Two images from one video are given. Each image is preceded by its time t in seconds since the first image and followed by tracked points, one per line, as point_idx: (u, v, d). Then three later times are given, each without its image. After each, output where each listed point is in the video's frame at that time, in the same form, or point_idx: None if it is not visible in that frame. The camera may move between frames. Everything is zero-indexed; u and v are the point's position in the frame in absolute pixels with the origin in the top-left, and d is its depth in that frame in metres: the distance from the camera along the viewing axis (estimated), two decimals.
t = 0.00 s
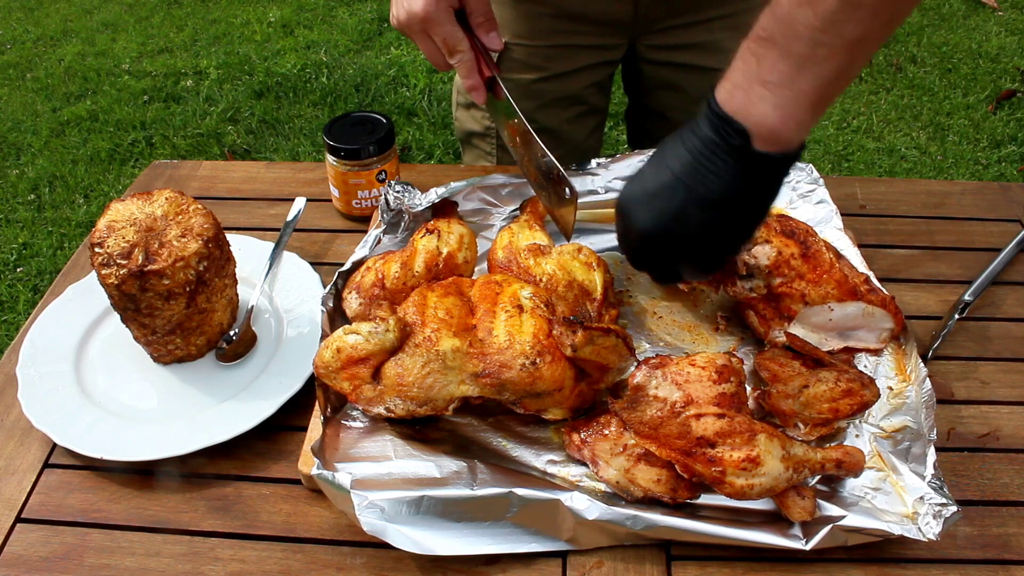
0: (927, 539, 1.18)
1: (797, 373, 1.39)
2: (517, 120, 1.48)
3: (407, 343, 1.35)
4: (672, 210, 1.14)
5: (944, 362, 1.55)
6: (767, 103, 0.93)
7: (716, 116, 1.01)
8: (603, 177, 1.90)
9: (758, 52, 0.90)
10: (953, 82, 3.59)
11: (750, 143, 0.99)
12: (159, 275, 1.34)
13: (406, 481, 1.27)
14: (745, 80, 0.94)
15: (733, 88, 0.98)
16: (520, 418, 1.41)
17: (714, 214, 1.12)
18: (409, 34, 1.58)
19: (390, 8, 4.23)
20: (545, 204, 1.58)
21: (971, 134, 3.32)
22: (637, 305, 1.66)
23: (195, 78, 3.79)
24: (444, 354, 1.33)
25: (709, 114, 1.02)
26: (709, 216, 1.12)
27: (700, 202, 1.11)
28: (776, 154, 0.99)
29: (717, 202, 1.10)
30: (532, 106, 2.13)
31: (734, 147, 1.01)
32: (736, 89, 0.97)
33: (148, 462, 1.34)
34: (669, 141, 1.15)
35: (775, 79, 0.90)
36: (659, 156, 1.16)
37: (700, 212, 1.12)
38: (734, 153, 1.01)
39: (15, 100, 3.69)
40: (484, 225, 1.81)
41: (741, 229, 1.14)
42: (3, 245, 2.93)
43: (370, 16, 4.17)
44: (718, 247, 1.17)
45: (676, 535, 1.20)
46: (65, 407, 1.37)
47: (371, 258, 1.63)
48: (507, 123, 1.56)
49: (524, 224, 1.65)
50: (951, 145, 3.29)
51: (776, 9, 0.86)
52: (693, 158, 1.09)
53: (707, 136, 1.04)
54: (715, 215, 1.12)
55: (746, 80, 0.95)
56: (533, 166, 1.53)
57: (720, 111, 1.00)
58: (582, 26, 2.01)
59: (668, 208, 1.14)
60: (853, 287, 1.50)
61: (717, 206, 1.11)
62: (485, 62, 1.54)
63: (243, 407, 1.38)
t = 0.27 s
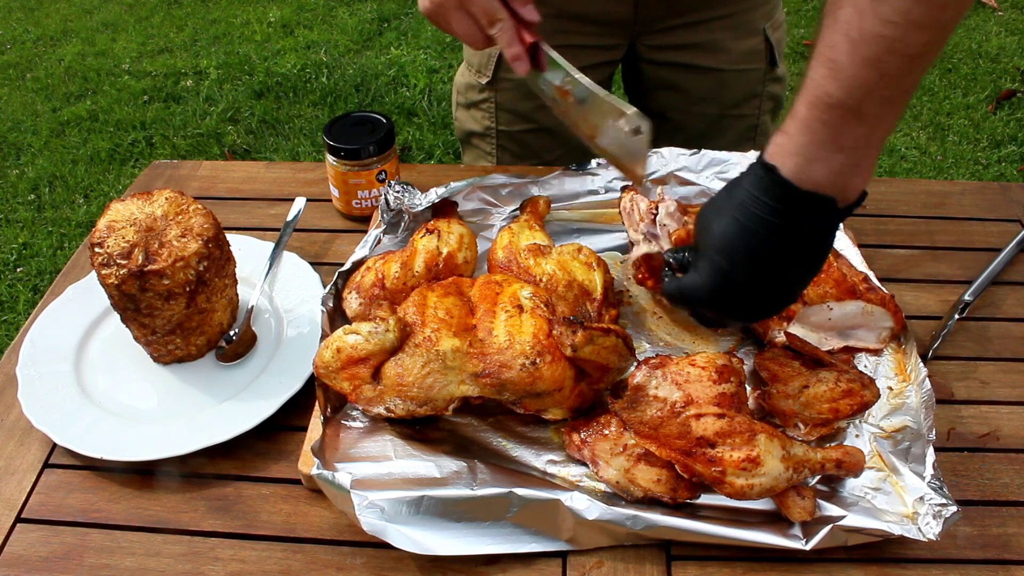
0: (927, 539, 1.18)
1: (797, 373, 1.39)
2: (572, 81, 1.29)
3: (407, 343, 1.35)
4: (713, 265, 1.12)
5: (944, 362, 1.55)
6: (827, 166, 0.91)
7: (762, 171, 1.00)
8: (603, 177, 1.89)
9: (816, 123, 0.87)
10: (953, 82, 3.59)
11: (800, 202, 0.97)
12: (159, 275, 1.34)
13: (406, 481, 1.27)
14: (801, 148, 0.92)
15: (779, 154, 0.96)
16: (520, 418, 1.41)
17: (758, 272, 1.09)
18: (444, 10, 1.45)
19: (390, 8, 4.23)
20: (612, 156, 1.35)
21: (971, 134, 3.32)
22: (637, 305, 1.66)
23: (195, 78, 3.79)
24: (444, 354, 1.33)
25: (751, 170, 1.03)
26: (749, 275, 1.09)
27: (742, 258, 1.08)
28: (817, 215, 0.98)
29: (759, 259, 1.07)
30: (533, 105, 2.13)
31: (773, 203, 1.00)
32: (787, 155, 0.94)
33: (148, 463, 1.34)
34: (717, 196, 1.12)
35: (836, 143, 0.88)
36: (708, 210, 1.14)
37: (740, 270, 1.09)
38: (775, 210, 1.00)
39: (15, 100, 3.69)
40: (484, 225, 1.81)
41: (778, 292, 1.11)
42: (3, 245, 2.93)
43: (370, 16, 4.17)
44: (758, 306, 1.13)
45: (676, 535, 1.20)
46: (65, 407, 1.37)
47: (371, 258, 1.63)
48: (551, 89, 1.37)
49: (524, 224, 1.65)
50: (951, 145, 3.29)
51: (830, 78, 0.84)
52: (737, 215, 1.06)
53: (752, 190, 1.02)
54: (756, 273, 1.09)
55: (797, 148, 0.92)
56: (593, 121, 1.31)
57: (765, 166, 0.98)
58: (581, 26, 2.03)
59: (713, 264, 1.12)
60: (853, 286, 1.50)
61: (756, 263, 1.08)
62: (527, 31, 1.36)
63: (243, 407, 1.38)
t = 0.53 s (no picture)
0: (927, 539, 1.18)
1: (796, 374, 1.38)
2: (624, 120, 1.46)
3: (407, 343, 1.35)
4: (742, 247, 1.25)
5: (944, 362, 1.55)
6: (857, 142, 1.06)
7: (787, 151, 1.15)
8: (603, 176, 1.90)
9: (849, 102, 1.02)
10: (953, 82, 3.59)
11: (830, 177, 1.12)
12: (159, 275, 1.34)
13: (406, 481, 1.27)
14: (837, 126, 1.05)
15: (810, 134, 1.10)
16: (520, 418, 1.41)
17: (786, 251, 1.21)
18: (493, 22, 1.44)
19: (390, 8, 4.23)
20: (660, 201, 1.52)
21: (971, 134, 3.32)
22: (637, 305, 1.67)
23: (195, 78, 3.79)
24: (444, 354, 1.33)
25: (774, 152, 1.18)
26: (778, 255, 1.22)
27: (772, 238, 1.21)
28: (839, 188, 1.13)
29: (786, 236, 1.20)
30: (533, 104, 2.13)
31: (799, 178, 1.14)
32: (821, 135, 1.08)
33: (148, 462, 1.34)
34: (735, 183, 1.26)
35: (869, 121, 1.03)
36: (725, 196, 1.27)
37: (771, 249, 1.21)
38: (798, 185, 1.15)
39: (15, 100, 3.69)
40: (484, 225, 1.81)
41: (805, 270, 1.24)
42: (4, 245, 2.93)
43: (370, 16, 4.17)
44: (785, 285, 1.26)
45: (676, 535, 1.20)
46: (65, 407, 1.37)
47: (371, 258, 1.63)
48: (592, 128, 1.48)
49: (524, 224, 1.65)
50: (950, 145, 3.28)
51: (866, 62, 0.98)
52: (763, 194, 1.19)
53: (778, 169, 1.17)
54: (784, 252, 1.21)
55: (830, 127, 1.06)
56: (640, 165, 1.51)
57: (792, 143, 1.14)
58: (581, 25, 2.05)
59: (743, 246, 1.24)
60: (852, 286, 1.51)
61: (784, 240, 1.20)
62: (571, 69, 1.44)
63: (243, 407, 1.38)
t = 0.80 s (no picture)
0: (927, 539, 1.18)
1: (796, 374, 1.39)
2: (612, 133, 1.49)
3: (407, 343, 1.35)
4: (799, 201, 1.16)
5: (944, 362, 1.55)
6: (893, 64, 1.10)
7: (832, 88, 1.14)
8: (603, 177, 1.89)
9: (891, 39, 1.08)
10: (953, 82, 3.59)
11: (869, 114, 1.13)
12: (159, 275, 1.34)
13: (406, 481, 1.27)
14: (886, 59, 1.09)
15: (855, 73, 1.12)
16: (520, 418, 1.41)
17: (840, 199, 1.16)
18: (478, 37, 1.40)
19: (390, 8, 4.23)
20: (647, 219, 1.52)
21: (971, 134, 3.32)
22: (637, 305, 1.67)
23: (195, 78, 3.79)
24: (444, 354, 1.33)
25: (813, 93, 1.15)
26: (835, 203, 1.16)
27: (827, 183, 1.15)
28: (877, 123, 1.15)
29: (837, 181, 1.15)
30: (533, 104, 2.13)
31: (849, 115, 1.13)
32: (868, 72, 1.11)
33: (148, 462, 1.34)
34: (766, 138, 1.19)
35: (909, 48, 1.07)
36: (758, 153, 1.20)
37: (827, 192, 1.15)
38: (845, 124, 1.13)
39: (15, 100, 3.69)
40: (484, 225, 1.81)
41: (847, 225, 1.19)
42: (4, 245, 2.93)
43: (370, 16, 4.17)
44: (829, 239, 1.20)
45: (676, 535, 1.20)
46: (65, 407, 1.37)
47: (371, 258, 1.63)
48: (582, 143, 1.48)
49: (524, 224, 1.65)
50: (950, 145, 3.28)
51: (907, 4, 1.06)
52: (811, 138, 1.15)
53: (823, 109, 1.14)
54: (838, 198, 1.16)
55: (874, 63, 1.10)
56: (628, 180, 1.52)
57: (836, 81, 1.13)
58: (583, 27, 2.03)
59: (796, 200, 1.16)
60: (853, 286, 1.50)
61: (840, 185, 1.16)
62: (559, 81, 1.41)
63: (243, 407, 1.38)
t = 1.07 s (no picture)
0: (927, 539, 1.18)
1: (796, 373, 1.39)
2: (628, 126, 1.55)
3: (407, 343, 1.35)
4: (849, 120, 1.26)
5: (944, 362, 1.55)
6: None
7: (879, 28, 1.30)
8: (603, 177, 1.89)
9: None
10: (953, 82, 3.59)
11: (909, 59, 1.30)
12: (159, 275, 1.34)
13: (406, 481, 1.27)
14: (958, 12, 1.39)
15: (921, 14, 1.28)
16: (520, 418, 1.41)
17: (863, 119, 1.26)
18: (488, 36, 1.41)
19: (390, 8, 4.23)
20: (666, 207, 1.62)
21: (971, 134, 3.32)
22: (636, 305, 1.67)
23: (195, 78, 3.79)
24: (444, 354, 1.33)
25: (881, 32, 1.29)
26: (858, 132, 1.26)
27: (866, 115, 1.26)
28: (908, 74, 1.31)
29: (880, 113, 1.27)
30: (533, 104, 2.13)
31: (904, 55, 1.29)
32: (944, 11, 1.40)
33: (148, 462, 1.34)
34: (850, 60, 1.27)
35: None
36: (837, 58, 1.28)
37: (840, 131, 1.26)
38: (903, 68, 1.29)
39: (15, 100, 3.69)
40: (484, 225, 1.81)
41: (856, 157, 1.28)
42: (3, 245, 2.93)
43: (370, 16, 4.17)
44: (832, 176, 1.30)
45: (676, 535, 1.20)
46: (65, 407, 1.37)
47: (371, 258, 1.63)
48: (599, 137, 1.56)
49: (524, 224, 1.65)
50: (950, 145, 3.28)
51: None
52: (886, 76, 1.27)
53: (892, 51, 1.28)
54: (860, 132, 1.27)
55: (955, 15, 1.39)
56: (646, 171, 1.60)
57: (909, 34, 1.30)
58: (584, 28, 2.02)
59: (862, 118, 1.26)
60: (853, 286, 1.50)
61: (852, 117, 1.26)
62: (573, 75, 1.44)
63: (243, 407, 1.38)
